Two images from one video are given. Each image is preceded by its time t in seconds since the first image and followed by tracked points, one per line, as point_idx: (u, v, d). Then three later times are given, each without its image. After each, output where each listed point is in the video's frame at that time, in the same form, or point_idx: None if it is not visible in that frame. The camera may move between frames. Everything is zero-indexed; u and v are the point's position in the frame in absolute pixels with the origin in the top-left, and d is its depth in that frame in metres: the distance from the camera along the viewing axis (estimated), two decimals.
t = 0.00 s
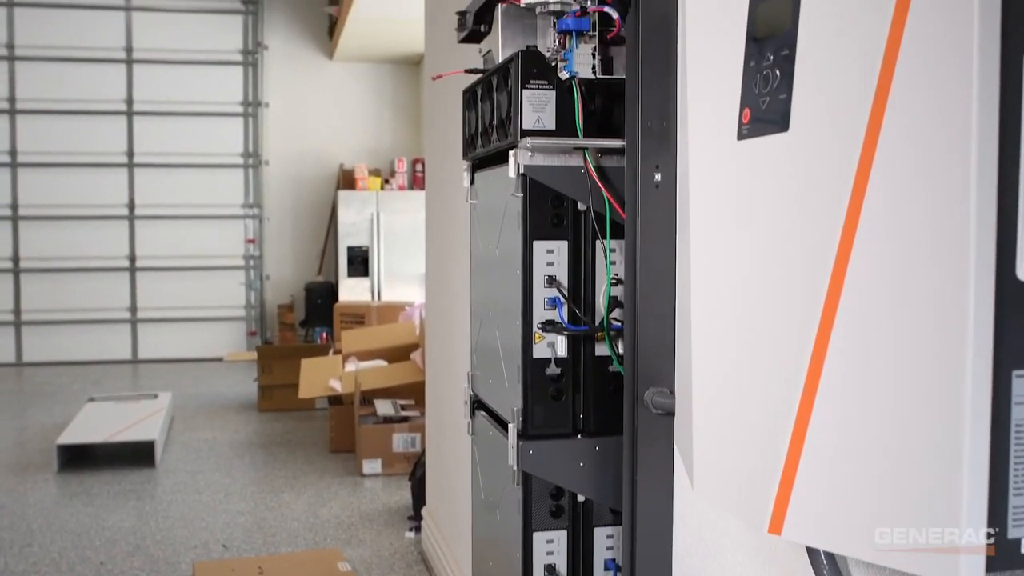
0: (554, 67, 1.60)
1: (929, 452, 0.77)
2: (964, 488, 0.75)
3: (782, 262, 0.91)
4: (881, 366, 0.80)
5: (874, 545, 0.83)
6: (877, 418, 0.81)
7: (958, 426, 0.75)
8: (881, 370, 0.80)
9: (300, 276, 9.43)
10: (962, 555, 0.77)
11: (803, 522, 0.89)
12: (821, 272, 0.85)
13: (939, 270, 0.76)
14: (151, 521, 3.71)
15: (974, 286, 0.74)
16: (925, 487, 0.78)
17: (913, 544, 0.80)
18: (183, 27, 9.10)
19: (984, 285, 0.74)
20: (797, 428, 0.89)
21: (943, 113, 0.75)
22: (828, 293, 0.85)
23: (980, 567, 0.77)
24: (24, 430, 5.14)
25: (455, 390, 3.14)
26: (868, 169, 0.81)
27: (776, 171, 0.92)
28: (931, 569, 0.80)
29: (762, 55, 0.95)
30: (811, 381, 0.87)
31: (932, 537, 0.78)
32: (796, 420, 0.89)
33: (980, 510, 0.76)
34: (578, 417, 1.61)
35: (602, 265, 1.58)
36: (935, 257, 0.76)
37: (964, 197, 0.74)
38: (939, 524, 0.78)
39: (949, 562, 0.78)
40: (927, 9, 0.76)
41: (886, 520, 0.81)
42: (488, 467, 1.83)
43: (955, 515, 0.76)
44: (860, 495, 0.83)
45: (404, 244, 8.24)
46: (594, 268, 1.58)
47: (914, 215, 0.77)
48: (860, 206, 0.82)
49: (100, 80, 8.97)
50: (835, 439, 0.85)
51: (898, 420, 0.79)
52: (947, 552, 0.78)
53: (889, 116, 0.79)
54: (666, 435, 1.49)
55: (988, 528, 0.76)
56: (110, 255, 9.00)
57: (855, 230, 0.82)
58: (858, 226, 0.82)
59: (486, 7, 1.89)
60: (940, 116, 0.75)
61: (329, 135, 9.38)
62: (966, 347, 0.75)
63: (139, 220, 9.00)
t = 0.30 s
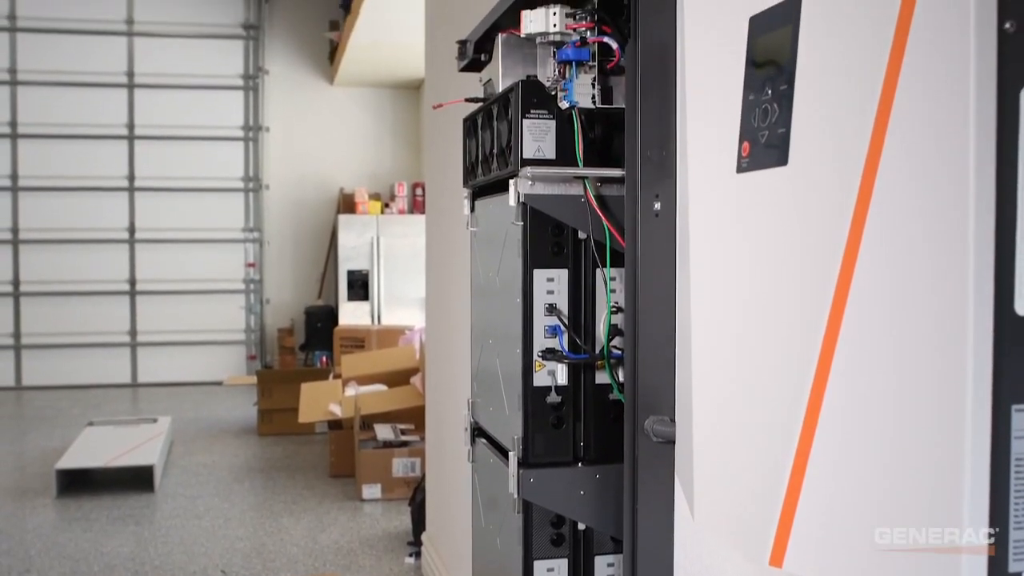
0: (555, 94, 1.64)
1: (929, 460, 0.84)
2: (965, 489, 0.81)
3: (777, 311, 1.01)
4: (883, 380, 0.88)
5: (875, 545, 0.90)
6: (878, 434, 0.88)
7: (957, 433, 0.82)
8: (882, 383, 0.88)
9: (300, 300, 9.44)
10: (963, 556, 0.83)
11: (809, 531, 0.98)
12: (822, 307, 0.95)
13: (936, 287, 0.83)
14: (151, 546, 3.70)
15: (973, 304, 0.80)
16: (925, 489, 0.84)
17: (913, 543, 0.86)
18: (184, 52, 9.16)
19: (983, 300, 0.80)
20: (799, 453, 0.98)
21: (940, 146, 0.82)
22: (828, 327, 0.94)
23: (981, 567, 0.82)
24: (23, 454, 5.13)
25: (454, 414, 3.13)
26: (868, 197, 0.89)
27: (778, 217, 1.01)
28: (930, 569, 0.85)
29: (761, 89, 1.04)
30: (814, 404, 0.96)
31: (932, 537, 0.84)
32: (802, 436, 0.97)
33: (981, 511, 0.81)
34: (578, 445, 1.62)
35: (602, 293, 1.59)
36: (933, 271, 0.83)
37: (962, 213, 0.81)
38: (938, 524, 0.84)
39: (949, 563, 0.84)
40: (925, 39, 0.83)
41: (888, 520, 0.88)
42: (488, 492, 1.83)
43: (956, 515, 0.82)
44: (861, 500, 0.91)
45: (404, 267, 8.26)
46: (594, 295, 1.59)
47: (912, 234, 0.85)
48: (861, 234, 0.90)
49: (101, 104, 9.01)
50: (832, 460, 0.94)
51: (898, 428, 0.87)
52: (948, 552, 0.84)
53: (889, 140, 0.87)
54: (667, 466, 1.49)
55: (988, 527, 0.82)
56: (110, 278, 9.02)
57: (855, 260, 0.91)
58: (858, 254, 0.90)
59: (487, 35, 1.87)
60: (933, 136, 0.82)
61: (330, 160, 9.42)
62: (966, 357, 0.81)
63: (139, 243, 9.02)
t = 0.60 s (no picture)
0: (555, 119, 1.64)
1: (927, 461, 0.81)
2: (963, 489, 0.79)
3: (777, 328, 0.99)
4: (880, 392, 0.85)
5: (875, 545, 0.87)
6: (878, 440, 0.86)
7: (957, 439, 0.79)
8: (880, 392, 0.85)
9: (301, 321, 9.45)
10: (962, 556, 0.79)
11: (809, 546, 0.96)
12: (821, 324, 0.93)
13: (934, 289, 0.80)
14: (150, 568, 3.69)
15: (968, 303, 0.78)
16: (924, 484, 0.81)
17: (913, 543, 0.83)
18: (185, 75, 9.21)
19: (979, 298, 0.78)
20: (801, 469, 0.96)
21: (939, 165, 0.79)
22: (829, 340, 0.92)
23: (981, 567, 0.79)
24: (22, 476, 5.12)
25: (455, 436, 3.13)
26: (868, 213, 0.87)
27: (779, 239, 0.99)
28: (928, 570, 0.82)
29: (757, 116, 1.04)
30: (815, 419, 0.94)
31: (932, 537, 0.81)
32: (802, 451, 0.96)
33: (979, 509, 0.79)
34: (579, 469, 1.62)
35: (601, 318, 1.60)
36: (928, 270, 0.81)
37: (957, 212, 0.78)
38: (939, 524, 0.81)
39: (947, 564, 0.80)
40: (918, 72, 0.81)
41: (888, 519, 0.85)
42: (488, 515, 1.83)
43: (956, 515, 0.79)
44: (859, 506, 0.88)
45: (405, 289, 8.28)
46: (594, 319, 1.61)
47: (906, 241, 0.83)
48: (861, 247, 0.88)
49: (103, 127, 9.06)
50: (831, 479, 0.92)
51: (897, 431, 0.84)
52: (947, 552, 0.80)
53: (890, 152, 0.84)
54: (667, 489, 1.50)
55: (986, 527, 0.79)
56: (111, 300, 9.03)
57: (855, 272, 0.89)
58: (859, 267, 0.88)
59: (486, 60, 1.88)
60: (930, 145, 0.80)
61: (330, 182, 9.46)
62: (963, 359, 0.78)
63: (140, 265, 9.03)
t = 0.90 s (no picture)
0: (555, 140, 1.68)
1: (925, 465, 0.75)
2: (960, 491, 0.72)
3: (777, 343, 0.94)
4: (877, 408, 0.79)
5: (875, 545, 0.80)
6: (875, 450, 0.79)
7: (954, 445, 0.73)
8: (878, 401, 0.79)
9: (302, 340, 9.48)
10: (960, 556, 0.73)
11: (810, 563, 0.90)
12: (821, 341, 0.87)
13: (929, 289, 0.74)
14: None
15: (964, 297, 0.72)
16: (921, 481, 0.75)
17: (913, 543, 0.76)
18: (188, 94, 9.27)
19: (975, 295, 0.72)
20: (799, 487, 0.90)
21: (933, 173, 0.73)
22: (828, 353, 0.86)
23: (979, 569, 0.73)
24: (22, 494, 5.12)
25: (455, 455, 3.13)
26: (868, 217, 0.80)
27: (780, 260, 0.93)
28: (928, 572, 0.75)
29: (755, 138, 0.99)
30: (814, 437, 0.88)
31: (932, 537, 0.75)
32: (802, 466, 0.90)
33: (976, 507, 0.72)
34: (578, 489, 1.62)
35: (602, 337, 1.61)
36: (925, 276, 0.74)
37: (953, 209, 0.72)
38: (938, 524, 0.74)
39: (945, 565, 0.74)
40: (915, 88, 0.75)
41: (888, 518, 0.78)
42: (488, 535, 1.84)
43: (953, 514, 0.73)
44: (857, 510, 0.82)
45: (406, 307, 8.29)
46: (594, 339, 1.61)
47: (901, 248, 0.76)
48: (862, 254, 0.81)
49: (104, 145, 9.09)
50: (829, 498, 0.86)
51: (895, 437, 0.77)
52: (946, 552, 0.74)
53: (889, 162, 0.77)
54: (667, 508, 1.50)
55: (986, 527, 0.73)
56: (112, 318, 9.03)
57: (854, 282, 0.82)
58: (857, 276, 0.81)
59: (487, 82, 1.90)
60: (929, 149, 0.74)
61: (331, 201, 9.50)
62: (959, 358, 0.72)
63: (142, 283, 9.05)
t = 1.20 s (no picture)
0: (555, 158, 1.68)
1: (923, 471, 0.74)
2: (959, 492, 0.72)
3: (777, 356, 0.95)
4: (875, 418, 0.79)
5: (874, 545, 0.80)
6: (873, 458, 0.79)
7: (952, 447, 0.72)
8: (877, 410, 0.79)
9: (303, 356, 9.48)
10: (959, 556, 0.73)
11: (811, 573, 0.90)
12: (819, 354, 0.87)
13: (924, 296, 0.74)
14: None
15: (961, 302, 0.72)
16: (919, 483, 0.75)
17: (913, 543, 0.76)
18: (189, 111, 9.31)
19: (972, 303, 0.72)
20: (801, 496, 0.90)
21: (930, 186, 0.74)
22: (829, 365, 0.86)
23: (977, 569, 0.73)
24: (21, 512, 5.11)
25: (455, 471, 3.14)
26: (867, 229, 0.81)
27: (779, 279, 0.94)
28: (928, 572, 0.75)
29: (754, 158, 1.00)
30: (813, 447, 0.88)
31: (932, 537, 0.74)
32: (803, 477, 0.90)
33: (974, 507, 0.72)
34: (578, 506, 1.63)
35: (601, 355, 1.62)
36: (921, 284, 0.74)
37: (950, 217, 0.72)
38: (938, 523, 0.74)
39: (945, 565, 0.74)
40: (914, 104, 0.75)
41: (887, 518, 0.78)
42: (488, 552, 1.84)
43: (950, 514, 0.73)
44: (855, 514, 0.82)
45: (407, 323, 8.30)
46: (594, 359, 1.62)
47: (898, 258, 0.77)
48: (861, 265, 0.81)
49: (105, 162, 9.12)
50: (829, 508, 0.86)
51: (893, 442, 0.77)
52: (945, 552, 0.74)
53: (887, 174, 0.78)
54: (667, 526, 1.50)
55: (985, 526, 0.73)
56: (112, 334, 9.04)
57: (853, 295, 0.82)
58: (857, 287, 0.82)
59: (487, 101, 1.91)
60: (925, 161, 0.74)
61: (332, 217, 9.53)
62: (956, 361, 0.72)
63: (142, 299, 9.06)
